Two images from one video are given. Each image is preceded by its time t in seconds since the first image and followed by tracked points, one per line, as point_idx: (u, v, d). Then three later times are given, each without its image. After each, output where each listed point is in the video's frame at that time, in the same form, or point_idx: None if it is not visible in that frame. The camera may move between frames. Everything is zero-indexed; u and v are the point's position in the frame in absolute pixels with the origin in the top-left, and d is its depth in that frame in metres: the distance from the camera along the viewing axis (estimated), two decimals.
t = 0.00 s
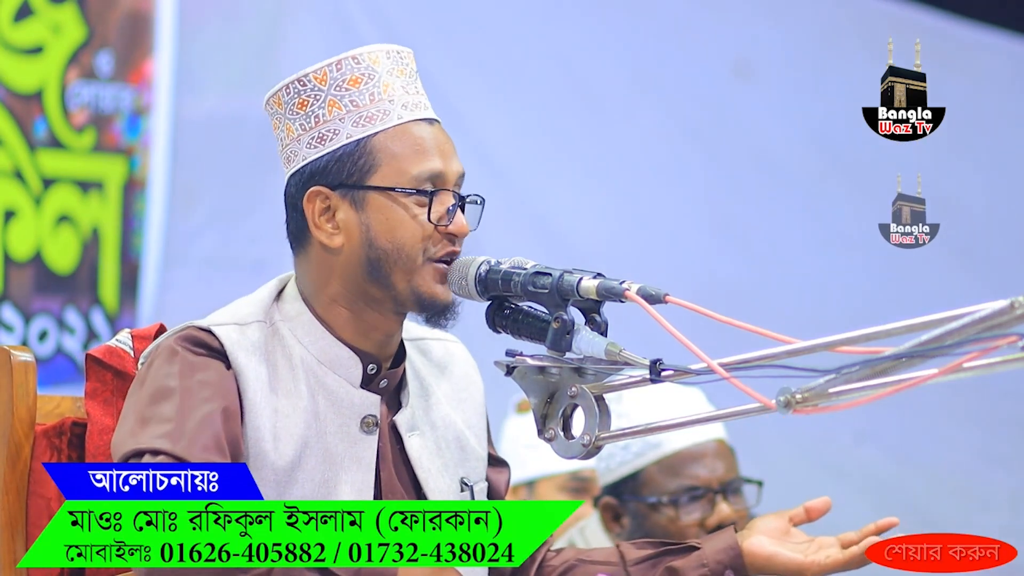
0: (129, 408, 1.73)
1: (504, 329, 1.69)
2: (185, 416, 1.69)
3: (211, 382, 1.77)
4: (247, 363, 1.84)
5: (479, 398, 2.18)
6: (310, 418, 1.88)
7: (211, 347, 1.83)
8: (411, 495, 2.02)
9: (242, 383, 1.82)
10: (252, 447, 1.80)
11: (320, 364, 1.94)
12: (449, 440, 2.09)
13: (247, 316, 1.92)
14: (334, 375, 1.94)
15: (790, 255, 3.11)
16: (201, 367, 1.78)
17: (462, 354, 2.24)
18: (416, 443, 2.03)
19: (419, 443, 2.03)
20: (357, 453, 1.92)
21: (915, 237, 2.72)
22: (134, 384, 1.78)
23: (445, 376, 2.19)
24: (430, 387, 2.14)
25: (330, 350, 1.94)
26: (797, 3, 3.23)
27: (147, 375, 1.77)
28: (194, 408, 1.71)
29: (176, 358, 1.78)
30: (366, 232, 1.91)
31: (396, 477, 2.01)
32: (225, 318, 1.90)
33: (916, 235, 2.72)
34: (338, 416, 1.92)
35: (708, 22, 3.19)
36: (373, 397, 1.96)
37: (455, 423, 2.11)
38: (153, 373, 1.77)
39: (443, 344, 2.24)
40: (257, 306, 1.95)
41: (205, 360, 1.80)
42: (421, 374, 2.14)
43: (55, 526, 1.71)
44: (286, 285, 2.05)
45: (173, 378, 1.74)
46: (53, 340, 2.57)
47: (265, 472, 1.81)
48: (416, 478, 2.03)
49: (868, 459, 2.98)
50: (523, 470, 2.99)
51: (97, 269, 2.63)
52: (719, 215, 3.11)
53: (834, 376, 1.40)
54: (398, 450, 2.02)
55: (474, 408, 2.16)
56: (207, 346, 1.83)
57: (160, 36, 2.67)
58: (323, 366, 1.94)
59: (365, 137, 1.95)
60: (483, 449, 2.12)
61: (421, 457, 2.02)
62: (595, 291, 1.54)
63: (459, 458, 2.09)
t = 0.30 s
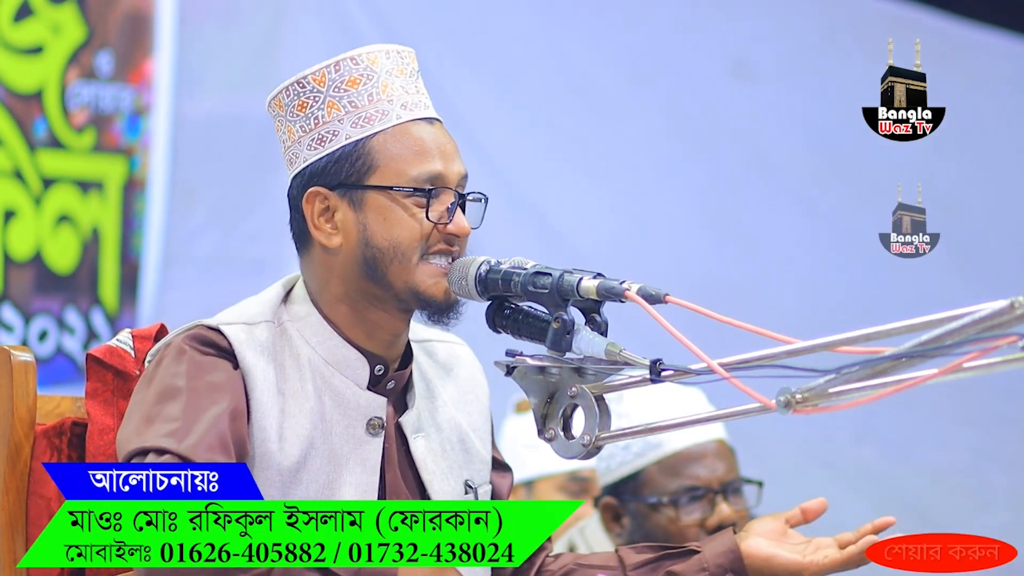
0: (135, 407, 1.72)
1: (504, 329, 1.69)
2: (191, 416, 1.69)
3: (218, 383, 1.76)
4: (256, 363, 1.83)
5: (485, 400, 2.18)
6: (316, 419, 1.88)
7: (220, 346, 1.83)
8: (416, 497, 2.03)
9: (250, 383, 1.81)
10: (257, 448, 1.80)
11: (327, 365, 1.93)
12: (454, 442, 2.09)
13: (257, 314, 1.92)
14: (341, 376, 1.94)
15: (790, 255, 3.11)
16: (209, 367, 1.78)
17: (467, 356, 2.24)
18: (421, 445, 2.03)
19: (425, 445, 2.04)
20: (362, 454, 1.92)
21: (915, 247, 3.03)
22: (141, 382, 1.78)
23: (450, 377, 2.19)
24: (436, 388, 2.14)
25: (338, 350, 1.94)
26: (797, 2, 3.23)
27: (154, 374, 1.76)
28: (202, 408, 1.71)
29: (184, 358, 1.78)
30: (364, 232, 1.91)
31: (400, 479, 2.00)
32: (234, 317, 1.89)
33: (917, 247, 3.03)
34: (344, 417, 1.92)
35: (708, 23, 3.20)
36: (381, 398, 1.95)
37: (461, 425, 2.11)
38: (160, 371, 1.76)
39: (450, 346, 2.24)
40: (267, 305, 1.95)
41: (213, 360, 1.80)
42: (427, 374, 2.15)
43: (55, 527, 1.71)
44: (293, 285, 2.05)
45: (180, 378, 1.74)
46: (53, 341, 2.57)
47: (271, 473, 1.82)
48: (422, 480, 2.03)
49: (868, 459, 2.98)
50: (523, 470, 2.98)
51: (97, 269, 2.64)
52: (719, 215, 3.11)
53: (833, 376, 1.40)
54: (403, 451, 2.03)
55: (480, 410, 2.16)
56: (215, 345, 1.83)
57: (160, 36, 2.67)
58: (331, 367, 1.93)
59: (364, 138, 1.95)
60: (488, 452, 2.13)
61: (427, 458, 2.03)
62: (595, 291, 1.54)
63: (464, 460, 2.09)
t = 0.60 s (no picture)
0: (135, 405, 1.73)
1: (505, 329, 1.69)
2: (191, 416, 1.70)
3: (218, 383, 1.77)
4: (256, 363, 1.84)
5: (485, 401, 2.19)
6: (315, 419, 1.88)
7: (221, 346, 1.83)
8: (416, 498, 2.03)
9: (250, 384, 1.82)
10: (256, 447, 1.81)
11: (327, 366, 1.94)
12: (454, 444, 2.09)
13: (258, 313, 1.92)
14: (342, 377, 1.94)
15: (790, 255, 3.11)
16: (209, 367, 1.78)
17: (468, 358, 2.24)
18: (421, 445, 2.04)
19: (425, 445, 2.04)
20: (361, 455, 1.92)
21: (917, 257, 2.93)
22: (141, 380, 1.78)
23: (451, 379, 2.19)
24: (436, 389, 2.14)
25: (337, 352, 1.94)
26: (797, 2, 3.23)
27: (155, 373, 1.76)
28: (201, 408, 1.71)
29: (186, 357, 1.78)
30: (362, 236, 1.91)
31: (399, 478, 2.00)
32: (234, 317, 1.89)
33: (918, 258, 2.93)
34: (344, 417, 1.92)
35: (708, 22, 3.20)
36: (380, 399, 1.95)
37: (461, 426, 2.12)
38: (161, 370, 1.76)
39: (451, 347, 2.24)
40: (267, 305, 1.95)
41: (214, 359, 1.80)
42: (426, 374, 2.15)
43: (54, 527, 1.71)
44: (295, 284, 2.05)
45: (181, 379, 1.74)
46: (54, 340, 2.57)
47: (269, 473, 1.82)
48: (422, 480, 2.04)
49: (868, 458, 2.98)
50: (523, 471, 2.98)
51: (97, 269, 2.64)
52: (719, 215, 3.11)
53: (833, 376, 1.40)
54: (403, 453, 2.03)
55: (480, 411, 2.16)
56: (216, 345, 1.83)
57: (160, 36, 2.67)
58: (330, 368, 1.94)
59: (370, 141, 1.95)
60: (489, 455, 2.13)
61: (427, 459, 2.03)
62: (595, 291, 1.54)
63: (464, 461, 2.09)
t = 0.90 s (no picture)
0: (137, 398, 1.74)
1: (505, 329, 1.69)
2: (191, 406, 1.71)
3: (214, 371, 1.79)
4: (251, 351, 1.85)
5: (485, 393, 2.18)
6: (313, 403, 1.89)
7: (216, 336, 1.85)
8: (417, 483, 2.01)
9: (244, 372, 1.82)
10: (256, 433, 1.80)
11: (320, 351, 1.94)
12: (455, 430, 2.08)
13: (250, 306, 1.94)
14: (334, 361, 1.95)
15: (790, 256, 3.11)
16: (206, 355, 1.80)
17: (468, 349, 2.23)
18: (422, 429, 2.02)
19: (426, 429, 2.03)
20: (361, 436, 1.91)
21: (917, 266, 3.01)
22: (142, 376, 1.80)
23: (452, 368, 2.18)
24: (435, 376, 2.13)
25: (328, 336, 1.95)
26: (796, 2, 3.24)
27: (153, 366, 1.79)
28: (201, 396, 1.74)
29: (177, 347, 1.80)
30: (326, 215, 1.93)
31: (398, 461, 1.99)
32: (229, 308, 1.92)
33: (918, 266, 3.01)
34: (339, 400, 1.92)
35: (708, 23, 3.20)
36: (375, 379, 1.97)
37: (460, 415, 2.11)
38: (160, 363, 1.78)
39: (451, 337, 2.24)
40: (259, 297, 1.97)
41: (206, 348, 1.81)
42: (425, 360, 2.14)
43: (53, 527, 1.67)
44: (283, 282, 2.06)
45: (177, 369, 1.76)
46: (54, 340, 2.56)
47: (270, 458, 1.81)
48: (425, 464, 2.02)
49: (868, 459, 2.98)
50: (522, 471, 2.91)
51: (97, 270, 2.63)
52: (719, 215, 3.11)
53: (833, 376, 1.40)
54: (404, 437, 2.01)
55: (480, 402, 2.16)
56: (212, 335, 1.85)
57: (160, 36, 2.67)
58: (323, 354, 1.94)
59: (311, 126, 1.97)
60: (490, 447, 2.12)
61: (429, 441, 2.02)
62: (595, 291, 1.54)
63: (465, 448, 2.07)
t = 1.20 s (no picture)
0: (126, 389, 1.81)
1: (504, 329, 1.69)
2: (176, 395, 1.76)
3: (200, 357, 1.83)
4: (234, 333, 1.90)
5: (500, 409, 2.11)
6: (301, 391, 1.91)
7: (199, 324, 1.90)
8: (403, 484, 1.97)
9: (227, 352, 1.87)
10: (239, 413, 1.83)
11: (310, 342, 1.96)
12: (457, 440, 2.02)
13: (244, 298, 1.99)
14: (326, 349, 1.97)
15: (790, 256, 3.11)
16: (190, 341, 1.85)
17: (488, 366, 2.17)
18: (413, 435, 1.98)
19: (419, 435, 1.99)
20: (352, 421, 1.92)
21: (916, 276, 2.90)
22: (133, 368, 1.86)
23: (464, 381, 2.13)
24: (443, 386, 2.09)
25: (320, 328, 1.97)
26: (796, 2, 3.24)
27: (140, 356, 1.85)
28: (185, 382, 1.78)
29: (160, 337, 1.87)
30: (314, 209, 1.96)
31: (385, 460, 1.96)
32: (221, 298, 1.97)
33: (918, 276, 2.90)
34: (330, 388, 1.93)
35: (708, 23, 3.20)
36: (367, 367, 1.97)
37: (466, 426, 2.04)
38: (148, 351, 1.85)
39: (470, 354, 2.19)
40: (254, 292, 2.02)
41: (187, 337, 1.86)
42: (432, 367, 2.11)
43: (55, 526, 1.68)
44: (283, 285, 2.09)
45: (160, 357, 1.82)
46: (53, 341, 2.57)
47: (253, 441, 1.83)
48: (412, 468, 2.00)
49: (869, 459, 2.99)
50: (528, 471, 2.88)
51: (97, 270, 2.63)
52: (720, 215, 3.11)
53: (834, 376, 1.40)
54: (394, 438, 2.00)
55: (493, 417, 2.09)
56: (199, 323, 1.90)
57: (160, 36, 2.67)
58: (314, 344, 1.96)
59: (301, 127, 2.01)
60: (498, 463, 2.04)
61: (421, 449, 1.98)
62: (595, 291, 1.54)
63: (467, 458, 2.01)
